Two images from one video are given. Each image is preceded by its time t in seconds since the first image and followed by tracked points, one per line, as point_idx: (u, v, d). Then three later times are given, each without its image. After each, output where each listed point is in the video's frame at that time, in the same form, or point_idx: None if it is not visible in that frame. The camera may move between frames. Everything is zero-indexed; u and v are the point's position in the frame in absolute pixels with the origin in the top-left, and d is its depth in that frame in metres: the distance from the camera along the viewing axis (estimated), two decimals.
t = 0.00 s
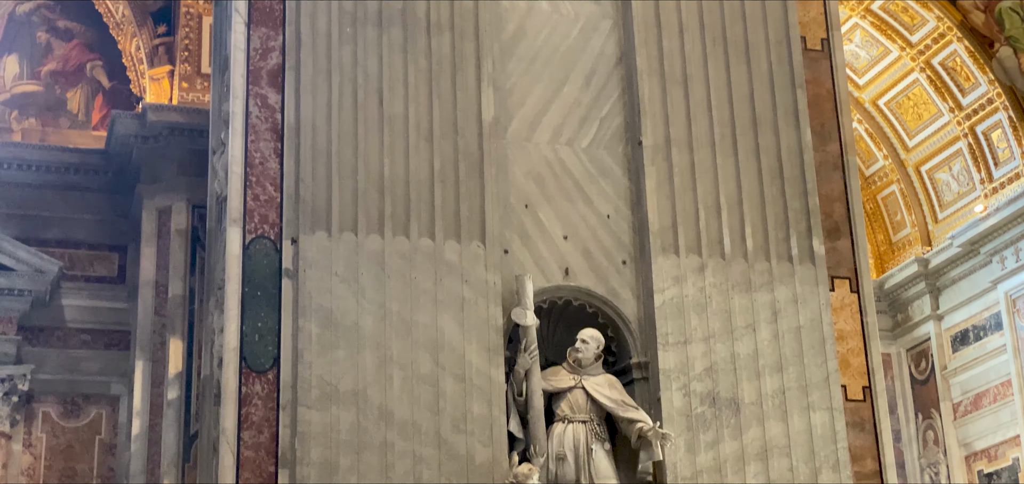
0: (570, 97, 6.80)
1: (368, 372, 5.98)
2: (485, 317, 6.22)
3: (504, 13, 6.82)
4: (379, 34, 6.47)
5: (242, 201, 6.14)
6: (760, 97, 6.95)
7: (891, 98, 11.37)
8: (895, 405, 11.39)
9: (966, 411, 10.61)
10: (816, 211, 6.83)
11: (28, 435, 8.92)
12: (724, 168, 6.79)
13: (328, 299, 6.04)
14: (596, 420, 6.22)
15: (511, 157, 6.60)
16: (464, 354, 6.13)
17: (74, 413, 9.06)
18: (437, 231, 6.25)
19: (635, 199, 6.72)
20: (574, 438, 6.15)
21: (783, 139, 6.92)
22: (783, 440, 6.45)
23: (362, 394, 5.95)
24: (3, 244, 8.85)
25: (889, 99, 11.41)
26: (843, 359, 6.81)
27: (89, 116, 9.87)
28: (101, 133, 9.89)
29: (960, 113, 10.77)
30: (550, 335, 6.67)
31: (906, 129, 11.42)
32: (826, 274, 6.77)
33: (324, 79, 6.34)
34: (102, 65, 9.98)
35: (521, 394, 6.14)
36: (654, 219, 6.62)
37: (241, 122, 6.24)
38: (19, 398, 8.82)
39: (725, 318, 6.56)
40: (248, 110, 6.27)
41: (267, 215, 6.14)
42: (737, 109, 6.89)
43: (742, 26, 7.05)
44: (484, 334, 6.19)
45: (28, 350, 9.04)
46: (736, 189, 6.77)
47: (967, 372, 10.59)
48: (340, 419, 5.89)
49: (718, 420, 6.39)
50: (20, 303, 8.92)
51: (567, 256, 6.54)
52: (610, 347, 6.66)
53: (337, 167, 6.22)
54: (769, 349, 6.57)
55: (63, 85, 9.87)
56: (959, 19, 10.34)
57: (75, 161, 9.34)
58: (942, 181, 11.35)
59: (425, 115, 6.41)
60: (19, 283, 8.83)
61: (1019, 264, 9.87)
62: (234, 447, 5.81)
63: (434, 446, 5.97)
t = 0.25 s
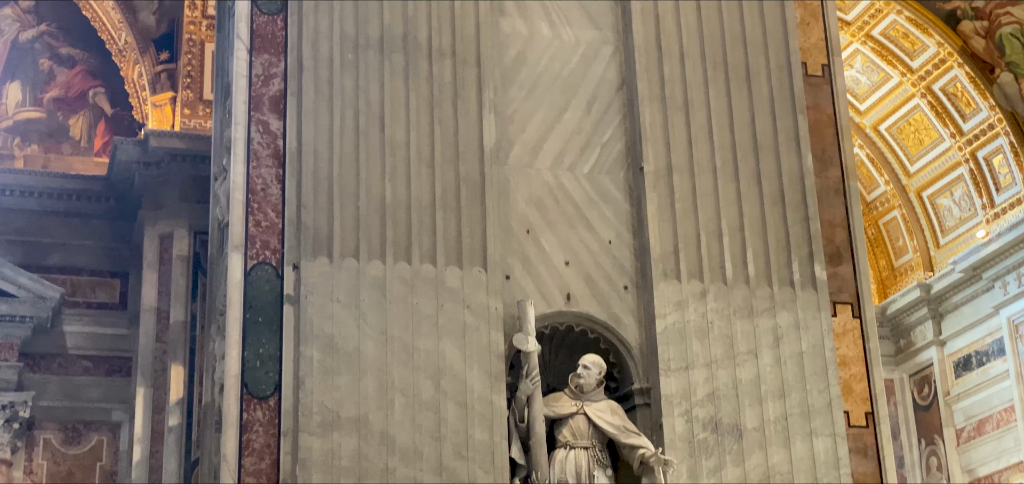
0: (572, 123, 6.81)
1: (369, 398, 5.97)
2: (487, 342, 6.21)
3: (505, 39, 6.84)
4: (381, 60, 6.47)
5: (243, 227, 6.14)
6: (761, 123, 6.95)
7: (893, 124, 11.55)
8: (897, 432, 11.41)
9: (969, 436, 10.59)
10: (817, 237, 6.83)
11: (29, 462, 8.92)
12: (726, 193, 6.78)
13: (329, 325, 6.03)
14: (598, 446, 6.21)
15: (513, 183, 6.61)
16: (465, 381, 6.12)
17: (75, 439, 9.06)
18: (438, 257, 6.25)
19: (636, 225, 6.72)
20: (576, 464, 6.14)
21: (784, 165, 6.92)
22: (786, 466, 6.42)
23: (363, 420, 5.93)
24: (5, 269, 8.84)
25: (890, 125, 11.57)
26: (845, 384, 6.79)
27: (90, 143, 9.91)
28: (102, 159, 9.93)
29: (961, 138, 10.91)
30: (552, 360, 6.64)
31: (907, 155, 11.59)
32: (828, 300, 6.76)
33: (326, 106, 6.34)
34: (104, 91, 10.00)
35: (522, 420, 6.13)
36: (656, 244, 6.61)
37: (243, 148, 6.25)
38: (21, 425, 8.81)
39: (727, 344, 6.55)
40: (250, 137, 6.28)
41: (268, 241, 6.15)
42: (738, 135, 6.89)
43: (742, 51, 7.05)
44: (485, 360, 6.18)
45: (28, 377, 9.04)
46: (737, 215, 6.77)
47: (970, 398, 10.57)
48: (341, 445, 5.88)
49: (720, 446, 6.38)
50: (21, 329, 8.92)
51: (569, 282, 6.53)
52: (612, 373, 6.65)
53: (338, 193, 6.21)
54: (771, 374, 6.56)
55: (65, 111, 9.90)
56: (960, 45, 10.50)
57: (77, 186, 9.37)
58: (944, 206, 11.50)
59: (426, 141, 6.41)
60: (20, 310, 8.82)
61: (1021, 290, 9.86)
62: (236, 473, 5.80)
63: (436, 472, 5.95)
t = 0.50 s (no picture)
0: (573, 150, 6.81)
1: (370, 425, 5.95)
2: (488, 370, 6.19)
3: (506, 66, 6.84)
4: (382, 87, 6.47)
5: (244, 254, 6.11)
6: (763, 150, 6.95)
7: (894, 151, 11.68)
8: (901, 459, 11.52)
9: (973, 464, 10.65)
10: (819, 264, 6.82)
11: None
12: (727, 220, 6.77)
13: (330, 352, 6.01)
14: (600, 474, 6.18)
15: (514, 209, 6.60)
16: (466, 408, 6.10)
17: (75, 467, 9.54)
18: (439, 284, 6.23)
19: (638, 252, 6.71)
20: None
21: (785, 191, 6.91)
22: None
23: (364, 448, 5.91)
24: (6, 298, 9.30)
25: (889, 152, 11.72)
26: (848, 412, 6.78)
27: (93, 171, 10.46)
28: (104, 186, 10.47)
29: (963, 165, 11.05)
30: (553, 388, 6.62)
31: (908, 182, 11.74)
32: (830, 327, 6.74)
33: (327, 133, 6.33)
34: (106, 118, 10.57)
35: (524, 448, 6.11)
36: (657, 271, 6.60)
37: (244, 175, 6.23)
38: (21, 453, 9.27)
39: (728, 371, 6.53)
40: (251, 164, 6.26)
41: (270, 268, 6.13)
42: (739, 161, 6.89)
43: (743, 78, 7.05)
44: (486, 387, 6.16)
45: (30, 404, 9.55)
46: (739, 241, 6.76)
47: (973, 426, 10.64)
48: (342, 473, 5.84)
49: (723, 473, 6.35)
50: (22, 356, 9.40)
51: (570, 309, 6.52)
52: (613, 400, 6.62)
53: (340, 220, 6.20)
54: (773, 401, 6.53)
55: (67, 139, 10.43)
56: (961, 72, 10.58)
57: (81, 215, 9.97)
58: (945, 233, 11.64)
59: (427, 168, 6.40)
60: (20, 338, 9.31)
61: None
62: None
63: None
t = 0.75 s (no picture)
0: (576, 181, 6.82)
1: (373, 455, 5.94)
2: (491, 400, 6.18)
3: (509, 97, 6.86)
4: (386, 118, 6.47)
5: (248, 283, 6.11)
6: (766, 180, 6.95)
7: (897, 181, 11.81)
8: None
9: None
10: (823, 294, 6.81)
11: None
12: (731, 251, 6.77)
13: (333, 382, 6.01)
14: None
15: (518, 239, 6.60)
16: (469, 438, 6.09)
17: None
18: (443, 314, 6.23)
19: (642, 282, 6.71)
20: None
21: (789, 222, 6.90)
22: None
23: (367, 478, 5.89)
24: (11, 328, 9.68)
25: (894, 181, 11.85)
26: (852, 443, 6.78)
27: (97, 201, 11.43)
28: (108, 215, 11.41)
29: (966, 196, 11.12)
30: (557, 418, 6.65)
31: (912, 212, 11.86)
32: (834, 358, 6.73)
33: (331, 163, 6.34)
34: (110, 149, 11.58)
35: (526, 478, 6.10)
36: (661, 301, 6.59)
37: (248, 205, 6.23)
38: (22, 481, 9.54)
39: (732, 401, 6.52)
40: (255, 194, 6.26)
41: (273, 297, 6.12)
42: (743, 192, 6.89)
43: (747, 109, 7.06)
44: (489, 417, 6.15)
45: (32, 434, 10.14)
46: (743, 272, 6.75)
47: (978, 456, 10.86)
48: None
49: None
50: (26, 386, 9.82)
51: (574, 339, 6.51)
52: (617, 430, 6.62)
53: (344, 251, 6.20)
54: (777, 432, 6.52)
55: (72, 169, 11.44)
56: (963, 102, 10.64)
57: (83, 245, 10.67)
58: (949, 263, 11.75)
59: (431, 198, 6.41)
60: (26, 367, 9.73)
61: None
62: None
63: None
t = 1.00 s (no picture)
0: (582, 204, 6.82)
1: (378, 479, 5.92)
2: (497, 423, 6.17)
3: (515, 120, 6.87)
4: (392, 141, 6.47)
5: (253, 305, 6.11)
6: (772, 205, 6.95)
7: (904, 207, 13.38)
8: None
9: None
10: (829, 319, 6.80)
11: None
12: (736, 275, 6.76)
13: (338, 404, 6.00)
14: None
15: (523, 262, 6.60)
16: (474, 462, 6.08)
17: None
18: (448, 337, 6.23)
19: (648, 306, 6.71)
20: None
21: (795, 246, 6.91)
22: None
23: None
24: (18, 351, 10.41)
25: (898, 205, 13.42)
26: (858, 468, 6.75)
27: (102, 222, 12.69)
28: (113, 237, 12.64)
29: (972, 219, 12.70)
30: (562, 442, 6.63)
31: (918, 236, 13.46)
32: (840, 383, 6.72)
33: (337, 186, 6.34)
34: (114, 172, 12.92)
35: None
36: (666, 325, 6.58)
37: (254, 227, 6.25)
38: None
39: (738, 426, 6.50)
40: (261, 216, 6.28)
41: (279, 320, 6.12)
42: (748, 216, 6.89)
43: (752, 133, 7.07)
44: (495, 440, 6.14)
45: (37, 456, 10.68)
46: (748, 296, 6.74)
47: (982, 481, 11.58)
48: None
49: None
50: (30, 408, 10.48)
51: (580, 363, 6.50)
52: (623, 454, 6.59)
53: (349, 273, 6.19)
54: (783, 457, 6.50)
55: (78, 191, 12.77)
56: (968, 127, 12.34)
57: (89, 267, 11.35)
58: (954, 287, 13.33)
59: (437, 222, 6.41)
60: (30, 389, 10.40)
61: None
62: None
63: None
